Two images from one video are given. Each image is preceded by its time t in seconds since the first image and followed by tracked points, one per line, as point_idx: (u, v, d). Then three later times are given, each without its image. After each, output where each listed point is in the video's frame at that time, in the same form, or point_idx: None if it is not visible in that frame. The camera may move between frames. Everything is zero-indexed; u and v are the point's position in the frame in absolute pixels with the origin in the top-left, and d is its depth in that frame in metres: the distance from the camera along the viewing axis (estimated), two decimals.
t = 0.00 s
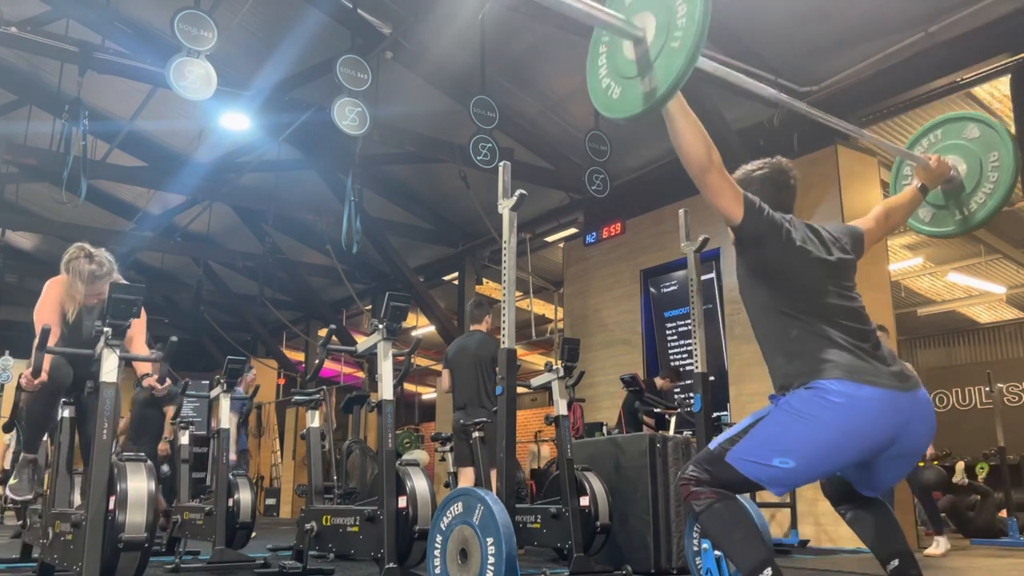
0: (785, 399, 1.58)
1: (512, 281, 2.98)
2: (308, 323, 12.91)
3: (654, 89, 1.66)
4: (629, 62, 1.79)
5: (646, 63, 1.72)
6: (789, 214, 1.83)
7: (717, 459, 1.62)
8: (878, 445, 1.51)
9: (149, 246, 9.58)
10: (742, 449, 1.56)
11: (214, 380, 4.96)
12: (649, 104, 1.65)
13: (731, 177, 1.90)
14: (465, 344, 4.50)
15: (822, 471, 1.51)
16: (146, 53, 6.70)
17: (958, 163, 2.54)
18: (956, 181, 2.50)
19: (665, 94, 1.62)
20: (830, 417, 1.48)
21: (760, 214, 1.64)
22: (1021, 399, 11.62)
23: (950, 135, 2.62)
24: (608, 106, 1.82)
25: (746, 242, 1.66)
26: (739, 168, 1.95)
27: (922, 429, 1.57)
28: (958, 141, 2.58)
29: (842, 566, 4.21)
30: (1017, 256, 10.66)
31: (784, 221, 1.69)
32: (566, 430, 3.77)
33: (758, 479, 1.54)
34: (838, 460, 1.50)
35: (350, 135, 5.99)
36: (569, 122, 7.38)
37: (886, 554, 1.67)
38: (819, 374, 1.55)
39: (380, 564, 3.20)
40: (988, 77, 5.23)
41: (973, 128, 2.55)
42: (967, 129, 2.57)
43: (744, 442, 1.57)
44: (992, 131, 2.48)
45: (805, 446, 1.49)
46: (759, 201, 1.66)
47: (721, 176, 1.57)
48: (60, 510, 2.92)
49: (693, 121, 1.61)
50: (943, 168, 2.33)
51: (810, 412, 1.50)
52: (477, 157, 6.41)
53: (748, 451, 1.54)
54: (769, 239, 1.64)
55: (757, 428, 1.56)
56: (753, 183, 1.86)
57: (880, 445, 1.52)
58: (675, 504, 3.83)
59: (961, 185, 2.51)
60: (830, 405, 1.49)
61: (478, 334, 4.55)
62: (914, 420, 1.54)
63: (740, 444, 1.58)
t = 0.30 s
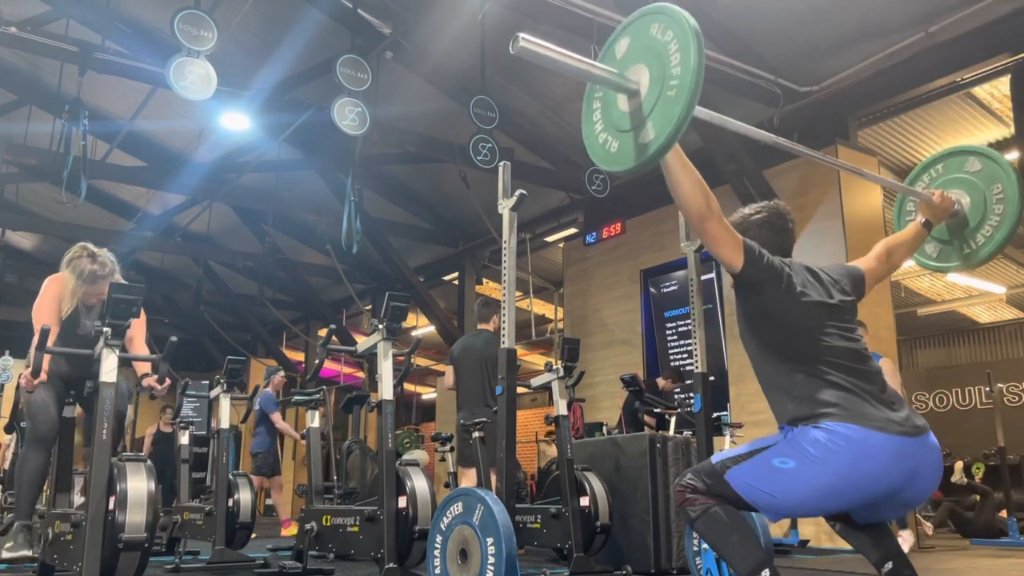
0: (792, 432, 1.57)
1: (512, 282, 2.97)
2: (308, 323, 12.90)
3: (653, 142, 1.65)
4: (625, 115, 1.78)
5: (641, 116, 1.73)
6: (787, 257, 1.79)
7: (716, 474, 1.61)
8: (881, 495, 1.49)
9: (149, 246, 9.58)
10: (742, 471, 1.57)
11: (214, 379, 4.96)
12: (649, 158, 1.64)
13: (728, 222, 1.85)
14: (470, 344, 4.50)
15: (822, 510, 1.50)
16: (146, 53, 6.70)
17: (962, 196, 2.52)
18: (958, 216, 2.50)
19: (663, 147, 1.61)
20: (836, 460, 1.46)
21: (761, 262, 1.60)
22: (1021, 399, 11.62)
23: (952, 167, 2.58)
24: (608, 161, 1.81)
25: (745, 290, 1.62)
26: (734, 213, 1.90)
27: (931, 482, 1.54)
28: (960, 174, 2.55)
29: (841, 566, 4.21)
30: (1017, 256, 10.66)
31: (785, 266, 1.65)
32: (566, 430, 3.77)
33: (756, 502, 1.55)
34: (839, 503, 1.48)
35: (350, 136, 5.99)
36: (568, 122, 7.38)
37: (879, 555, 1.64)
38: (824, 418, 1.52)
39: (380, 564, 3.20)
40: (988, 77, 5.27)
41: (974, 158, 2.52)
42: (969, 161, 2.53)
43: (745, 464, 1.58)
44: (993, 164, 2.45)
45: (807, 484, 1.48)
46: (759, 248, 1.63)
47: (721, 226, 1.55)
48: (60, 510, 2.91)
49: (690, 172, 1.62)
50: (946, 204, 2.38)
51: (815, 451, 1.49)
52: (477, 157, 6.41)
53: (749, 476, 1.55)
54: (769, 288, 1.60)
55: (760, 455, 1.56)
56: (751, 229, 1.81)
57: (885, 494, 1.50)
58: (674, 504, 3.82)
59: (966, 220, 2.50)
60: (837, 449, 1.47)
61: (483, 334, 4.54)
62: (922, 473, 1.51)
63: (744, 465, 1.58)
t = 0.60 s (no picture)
0: (802, 447, 1.56)
1: (512, 281, 2.97)
2: (308, 323, 12.90)
3: (650, 167, 1.67)
4: (623, 141, 1.81)
5: (636, 142, 1.76)
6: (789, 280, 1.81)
7: (724, 477, 1.61)
8: (887, 520, 1.48)
9: (149, 246, 9.58)
10: (749, 479, 1.57)
11: (214, 379, 4.96)
12: (646, 183, 1.66)
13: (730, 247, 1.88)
14: (475, 343, 4.50)
15: (823, 529, 1.51)
16: (146, 53, 6.70)
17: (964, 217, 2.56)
18: (959, 238, 2.54)
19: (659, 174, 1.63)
20: (844, 483, 1.46)
21: (764, 285, 1.61)
22: (1021, 399, 11.62)
23: (951, 190, 2.65)
24: (606, 186, 1.84)
25: (748, 313, 1.63)
26: (736, 238, 1.93)
27: (943, 511, 1.53)
28: (960, 196, 2.61)
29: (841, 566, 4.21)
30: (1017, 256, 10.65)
31: (789, 289, 1.66)
32: (566, 430, 3.77)
33: (758, 509, 1.56)
34: (842, 524, 1.49)
35: (350, 135, 5.99)
36: (569, 122, 7.38)
37: (881, 555, 1.63)
38: (831, 441, 1.52)
39: (380, 564, 3.20)
40: (989, 77, 5.25)
41: (973, 180, 2.59)
42: (967, 183, 2.61)
43: (752, 471, 1.58)
44: (991, 185, 2.51)
45: (812, 504, 1.48)
46: (764, 272, 1.64)
47: (721, 250, 1.56)
48: (60, 510, 2.92)
49: (688, 195, 1.63)
50: (948, 226, 2.41)
51: (824, 470, 1.49)
52: (477, 157, 6.41)
53: (755, 486, 1.55)
54: (774, 310, 1.61)
55: (768, 464, 1.56)
56: (752, 253, 1.83)
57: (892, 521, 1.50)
58: (674, 504, 3.82)
59: (967, 241, 2.54)
60: (846, 473, 1.46)
61: (490, 334, 4.55)
62: (934, 503, 1.50)
63: (751, 472, 1.58)
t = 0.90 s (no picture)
0: (798, 449, 1.56)
1: (512, 282, 2.97)
2: (308, 323, 12.90)
3: (648, 166, 1.67)
4: (619, 143, 1.82)
5: (633, 144, 1.77)
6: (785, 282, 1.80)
7: (721, 478, 1.61)
8: (884, 523, 1.49)
9: (149, 246, 9.58)
10: (746, 482, 1.57)
11: (214, 379, 4.96)
12: (644, 183, 1.66)
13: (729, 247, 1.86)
14: (475, 343, 4.50)
15: (821, 532, 1.52)
16: (147, 53, 6.70)
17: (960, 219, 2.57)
18: (956, 239, 2.55)
19: (657, 173, 1.63)
20: (839, 486, 1.46)
21: (763, 287, 1.59)
22: (1021, 399, 11.62)
23: (945, 194, 2.67)
24: (604, 188, 1.84)
25: (747, 314, 1.61)
26: (736, 238, 1.92)
27: (940, 512, 1.53)
28: (954, 198, 2.63)
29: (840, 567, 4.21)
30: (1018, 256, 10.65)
31: (788, 291, 1.64)
32: (566, 430, 3.77)
33: (755, 512, 1.57)
34: (839, 526, 1.50)
35: (350, 135, 5.99)
36: (569, 122, 7.38)
37: (879, 556, 1.63)
38: (828, 444, 1.52)
39: (380, 564, 3.20)
40: (989, 77, 5.22)
41: (966, 182, 2.62)
42: (961, 186, 2.63)
43: (749, 474, 1.58)
44: (986, 187, 2.54)
45: (808, 507, 1.49)
46: (763, 274, 1.62)
47: (719, 251, 1.54)
48: (60, 510, 2.91)
49: (686, 196, 1.61)
50: (943, 229, 2.44)
51: (820, 472, 1.49)
52: (477, 157, 6.41)
53: (752, 489, 1.56)
54: (772, 312, 1.59)
55: (765, 467, 1.57)
56: (751, 255, 1.83)
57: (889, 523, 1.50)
58: (674, 504, 3.82)
59: (964, 243, 2.55)
60: (841, 476, 1.47)
61: (489, 334, 4.54)
62: (930, 505, 1.50)
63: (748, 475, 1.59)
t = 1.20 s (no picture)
0: (789, 420, 1.56)
1: (513, 282, 2.97)
2: (308, 323, 12.89)
3: (649, 125, 1.66)
4: (618, 106, 1.81)
5: (632, 107, 1.75)
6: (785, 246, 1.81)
7: (717, 466, 1.59)
8: (881, 476, 1.48)
9: (149, 246, 9.58)
10: (744, 464, 1.54)
11: (214, 379, 4.95)
12: (643, 144, 1.65)
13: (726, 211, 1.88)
14: (467, 343, 4.49)
15: (822, 498, 1.49)
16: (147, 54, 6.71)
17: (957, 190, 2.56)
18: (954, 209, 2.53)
19: (659, 130, 1.62)
20: (834, 444, 1.46)
21: (757, 250, 1.62)
22: (1021, 399, 11.62)
23: (940, 165, 2.66)
24: (604, 152, 1.82)
25: (743, 278, 1.64)
26: (733, 202, 1.92)
27: (929, 463, 1.54)
28: (950, 169, 2.62)
29: (840, 566, 4.21)
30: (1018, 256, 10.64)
31: (782, 254, 1.67)
32: (566, 430, 3.77)
33: (756, 493, 1.53)
34: (838, 488, 1.48)
35: (350, 136, 5.99)
36: (568, 122, 7.38)
37: (878, 554, 1.63)
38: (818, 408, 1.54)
39: (380, 564, 3.20)
40: (989, 77, 5.20)
41: (962, 151, 2.61)
42: (956, 156, 2.62)
43: (745, 454, 1.56)
44: (981, 157, 2.53)
45: (806, 472, 1.47)
46: (758, 238, 1.65)
47: (716, 214, 1.56)
48: (60, 510, 2.91)
49: (684, 160, 1.62)
50: (941, 200, 2.41)
51: (814, 436, 1.48)
52: (477, 157, 6.42)
53: (750, 469, 1.53)
54: (764, 275, 1.62)
55: (761, 445, 1.54)
56: (748, 219, 1.83)
57: (884, 476, 1.50)
58: (674, 504, 3.82)
59: (961, 213, 2.53)
60: (834, 432, 1.46)
61: (480, 333, 4.54)
62: (920, 453, 1.51)
63: (742, 457, 1.56)
